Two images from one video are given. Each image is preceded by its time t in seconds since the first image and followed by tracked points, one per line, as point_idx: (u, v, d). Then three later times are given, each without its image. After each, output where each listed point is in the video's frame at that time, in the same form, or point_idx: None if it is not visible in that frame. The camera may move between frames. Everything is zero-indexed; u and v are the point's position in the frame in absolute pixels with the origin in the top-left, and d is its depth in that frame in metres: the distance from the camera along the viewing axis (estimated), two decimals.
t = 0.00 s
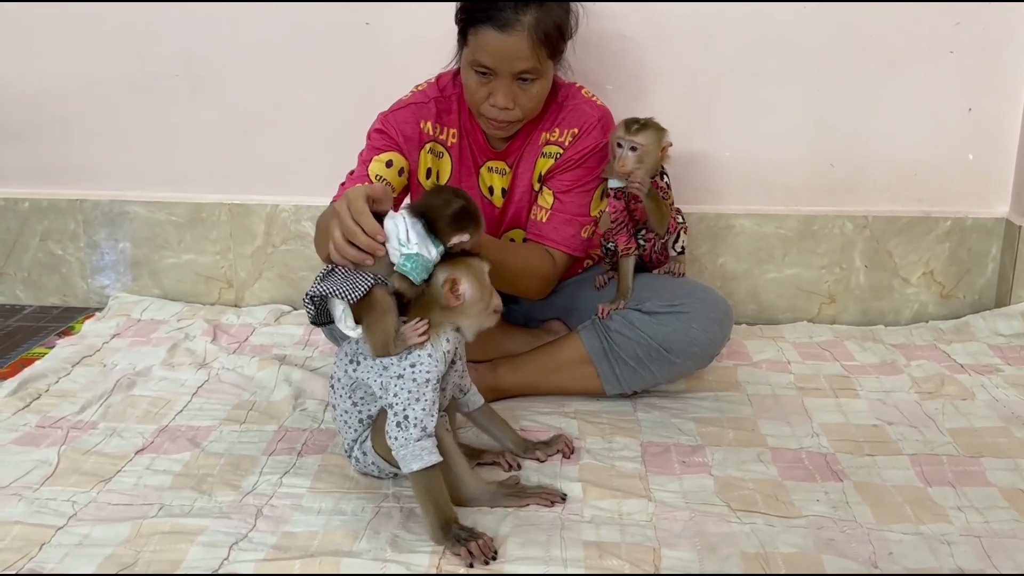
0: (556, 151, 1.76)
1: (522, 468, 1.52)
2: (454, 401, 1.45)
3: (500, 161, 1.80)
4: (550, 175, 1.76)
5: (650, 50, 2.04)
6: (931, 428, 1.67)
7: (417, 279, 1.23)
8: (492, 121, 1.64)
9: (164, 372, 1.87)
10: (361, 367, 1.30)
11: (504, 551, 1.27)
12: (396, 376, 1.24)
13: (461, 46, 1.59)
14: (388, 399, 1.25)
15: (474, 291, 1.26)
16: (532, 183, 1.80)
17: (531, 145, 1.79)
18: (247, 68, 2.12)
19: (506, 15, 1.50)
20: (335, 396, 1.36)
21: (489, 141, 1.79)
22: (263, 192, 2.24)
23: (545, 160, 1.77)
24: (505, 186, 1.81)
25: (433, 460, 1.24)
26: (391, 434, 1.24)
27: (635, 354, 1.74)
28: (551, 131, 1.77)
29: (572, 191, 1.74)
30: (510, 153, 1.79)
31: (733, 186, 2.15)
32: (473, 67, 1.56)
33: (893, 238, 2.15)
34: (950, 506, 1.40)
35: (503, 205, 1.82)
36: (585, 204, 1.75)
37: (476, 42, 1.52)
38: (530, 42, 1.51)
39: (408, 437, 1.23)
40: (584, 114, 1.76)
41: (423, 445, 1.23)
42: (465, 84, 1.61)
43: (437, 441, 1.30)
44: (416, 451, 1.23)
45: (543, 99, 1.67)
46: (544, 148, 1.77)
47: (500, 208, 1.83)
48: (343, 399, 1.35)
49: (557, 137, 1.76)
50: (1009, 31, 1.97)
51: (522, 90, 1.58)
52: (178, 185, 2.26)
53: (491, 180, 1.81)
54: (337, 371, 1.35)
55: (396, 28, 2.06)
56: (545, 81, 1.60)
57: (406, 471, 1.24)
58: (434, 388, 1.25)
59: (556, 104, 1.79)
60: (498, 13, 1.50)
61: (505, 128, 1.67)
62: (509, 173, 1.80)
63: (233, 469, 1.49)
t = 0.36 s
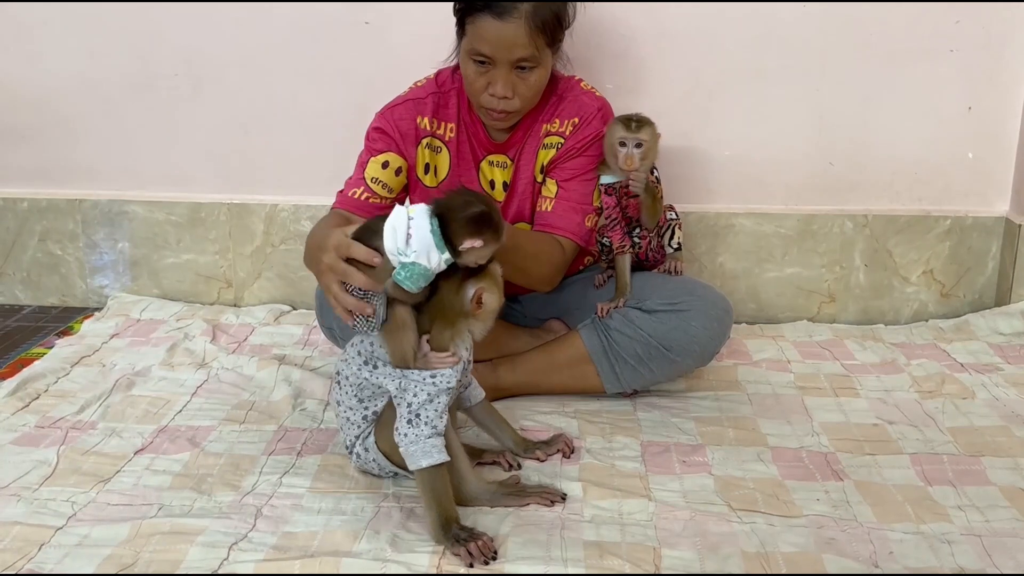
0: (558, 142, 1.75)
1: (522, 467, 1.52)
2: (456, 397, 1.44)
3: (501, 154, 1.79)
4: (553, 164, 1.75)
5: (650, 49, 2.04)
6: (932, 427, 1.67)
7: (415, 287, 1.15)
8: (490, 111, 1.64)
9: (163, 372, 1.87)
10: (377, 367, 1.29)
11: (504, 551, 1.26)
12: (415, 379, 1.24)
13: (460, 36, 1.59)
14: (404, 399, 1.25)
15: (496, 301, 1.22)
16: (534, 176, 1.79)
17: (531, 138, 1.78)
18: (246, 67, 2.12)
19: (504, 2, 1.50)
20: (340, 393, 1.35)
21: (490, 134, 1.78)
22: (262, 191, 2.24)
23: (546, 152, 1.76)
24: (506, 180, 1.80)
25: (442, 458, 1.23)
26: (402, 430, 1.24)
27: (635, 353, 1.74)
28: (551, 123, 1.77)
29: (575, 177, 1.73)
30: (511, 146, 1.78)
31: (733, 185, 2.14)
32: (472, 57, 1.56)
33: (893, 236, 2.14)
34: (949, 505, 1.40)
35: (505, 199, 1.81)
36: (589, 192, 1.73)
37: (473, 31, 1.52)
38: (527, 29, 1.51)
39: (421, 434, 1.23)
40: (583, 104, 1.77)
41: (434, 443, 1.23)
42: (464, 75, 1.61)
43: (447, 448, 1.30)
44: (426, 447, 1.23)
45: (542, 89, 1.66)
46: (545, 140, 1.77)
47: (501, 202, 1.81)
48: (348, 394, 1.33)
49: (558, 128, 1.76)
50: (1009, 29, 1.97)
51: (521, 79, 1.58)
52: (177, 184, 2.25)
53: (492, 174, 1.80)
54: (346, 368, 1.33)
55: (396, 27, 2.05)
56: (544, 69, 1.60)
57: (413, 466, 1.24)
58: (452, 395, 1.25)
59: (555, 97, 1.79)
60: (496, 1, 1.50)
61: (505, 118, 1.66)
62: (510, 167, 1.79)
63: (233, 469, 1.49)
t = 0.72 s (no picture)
0: (552, 132, 1.79)
1: (520, 465, 1.52)
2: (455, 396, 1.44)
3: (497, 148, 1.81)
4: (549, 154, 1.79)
5: (648, 47, 2.04)
6: (929, 425, 1.67)
7: (442, 188, 1.15)
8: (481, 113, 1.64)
9: (161, 371, 1.86)
10: (376, 354, 1.27)
11: (502, 549, 1.26)
12: (415, 368, 1.23)
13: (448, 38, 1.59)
14: (405, 390, 1.24)
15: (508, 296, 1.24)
16: (530, 168, 1.83)
17: (526, 130, 1.81)
18: (244, 67, 2.11)
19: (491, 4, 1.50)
20: (342, 386, 1.35)
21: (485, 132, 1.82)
22: (259, 190, 2.24)
23: (541, 144, 1.81)
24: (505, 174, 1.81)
25: (443, 455, 1.23)
26: (404, 426, 1.23)
27: (633, 351, 1.74)
28: (544, 115, 1.81)
29: (571, 163, 1.76)
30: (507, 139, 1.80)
31: (731, 183, 2.14)
32: (461, 59, 1.56)
33: (891, 234, 2.14)
34: (947, 503, 1.40)
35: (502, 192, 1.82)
36: (586, 177, 1.76)
37: (460, 33, 1.52)
38: (513, 29, 1.50)
39: (422, 429, 1.23)
40: (575, 96, 1.81)
41: (435, 439, 1.23)
42: (453, 77, 1.61)
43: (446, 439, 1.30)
44: (428, 444, 1.23)
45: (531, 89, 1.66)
46: (540, 133, 1.81)
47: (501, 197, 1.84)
48: (350, 389, 1.33)
49: (551, 120, 1.80)
50: (1007, 27, 1.97)
51: (510, 79, 1.58)
52: (174, 183, 2.25)
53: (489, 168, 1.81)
54: (347, 357, 1.32)
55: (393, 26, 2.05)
56: (533, 69, 1.59)
57: (413, 463, 1.24)
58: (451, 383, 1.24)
59: (547, 91, 1.83)
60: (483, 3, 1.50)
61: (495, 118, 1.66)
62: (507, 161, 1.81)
63: (230, 468, 1.49)
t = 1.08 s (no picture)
0: (562, 132, 1.78)
1: (518, 462, 1.52)
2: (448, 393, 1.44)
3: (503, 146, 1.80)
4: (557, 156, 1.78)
5: (647, 43, 2.03)
6: (927, 421, 1.67)
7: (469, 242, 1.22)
8: (491, 105, 1.63)
9: (158, 368, 1.86)
10: (386, 352, 1.29)
11: (502, 545, 1.26)
12: (427, 368, 1.26)
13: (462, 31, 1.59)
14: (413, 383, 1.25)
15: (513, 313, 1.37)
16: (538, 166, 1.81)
17: (534, 128, 1.80)
18: (242, 62, 2.11)
19: None
20: (341, 379, 1.34)
21: (491, 127, 1.78)
22: (257, 187, 2.23)
23: (550, 143, 1.79)
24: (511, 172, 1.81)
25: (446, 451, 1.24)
26: (409, 415, 1.23)
27: (631, 347, 1.74)
28: (553, 113, 1.79)
29: (582, 169, 1.77)
30: (513, 137, 1.79)
31: (729, 180, 2.14)
32: (476, 51, 1.56)
33: (889, 231, 2.14)
34: (945, 499, 1.40)
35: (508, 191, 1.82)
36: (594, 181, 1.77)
37: (477, 25, 1.51)
38: (531, 21, 1.50)
39: (430, 422, 1.23)
40: (584, 94, 1.79)
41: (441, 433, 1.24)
42: (467, 69, 1.61)
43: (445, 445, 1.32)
44: (433, 436, 1.23)
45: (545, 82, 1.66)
46: (548, 132, 1.79)
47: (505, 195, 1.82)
48: (350, 381, 1.33)
49: (560, 119, 1.78)
50: (1005, 24, 1.97)
51: (525, 72, 1.58)
52: (171, 180, 2.25)
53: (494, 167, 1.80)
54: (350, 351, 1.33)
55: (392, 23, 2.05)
56: (548, 61, 1.60)
57: (415, 455, 1.23)
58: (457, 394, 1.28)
59: (554, 87, 1.81)
60: None
61: (509, 111, 1.67)
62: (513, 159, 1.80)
63: (228, 465, 1.49)
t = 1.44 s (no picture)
0: (564, 130, 1.78)
1: (516, 458, 1.51)
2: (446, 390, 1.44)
3: (502, 141, 1.79)
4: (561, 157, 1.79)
5: (644, 40, 2.03)
6: (924, 417, 1.67)
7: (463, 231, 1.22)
8: (490, 98, 1.63)
9: (154, 365, 1.86)
10: (380, 356, 1.28)
11: (500, 541, 1.26)
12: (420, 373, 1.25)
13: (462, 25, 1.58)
14: (407, 387, 1.24)
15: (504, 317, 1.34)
16: (537, 162, 1.81)
17: (534, 125, 1.79)
18: (238, 59, 2.10)
19: None
20: (336, 381, 1.34)
21: (489, 123, 1.78)
22: (254, 183, 2.23)
23: (552, 140, 1.79)
24: (508, 166, 1.80)
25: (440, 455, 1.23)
26: (402, 420, 1.23)
27: (629, 343, 1.74)
28: (553, 110, 1.79)
29: (587, 171, 1.79)
30: (511, 133, 1.79)
31: (726, 176, 2.14)
32: (475, 45, 1.55)
33: (886, 227, 2.14)
34: (942, 495, 1.40)
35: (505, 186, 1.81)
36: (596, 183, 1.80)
37: (478, 19, 1.51)
38: (532, 16, 1.50)
39: (423, 427, 1.23)
40: (584, 90, 1.79)
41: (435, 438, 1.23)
42: (467, 64, 1.60)
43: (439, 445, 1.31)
44: (428, 440, 1.22)
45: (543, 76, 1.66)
46: (549, 128, 1.79)
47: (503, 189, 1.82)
48: (344, 384, 1.32)
49: (561, 116, 1.78)
50: (1002, 20, 1.97)
51: (525, 66, 1.57)
52: (167, 176, 2.24)
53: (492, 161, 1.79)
54: (344, 353, 1.32)
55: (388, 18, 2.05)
56: (547, 56, 1.59)
57: (408, 459, 1.22)
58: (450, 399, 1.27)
59: (553, 84, 1.81)
60: None
61: (509, 106, 1.66)
62: (510, 154, 1.80)
63: (225, 461, 1.49)
